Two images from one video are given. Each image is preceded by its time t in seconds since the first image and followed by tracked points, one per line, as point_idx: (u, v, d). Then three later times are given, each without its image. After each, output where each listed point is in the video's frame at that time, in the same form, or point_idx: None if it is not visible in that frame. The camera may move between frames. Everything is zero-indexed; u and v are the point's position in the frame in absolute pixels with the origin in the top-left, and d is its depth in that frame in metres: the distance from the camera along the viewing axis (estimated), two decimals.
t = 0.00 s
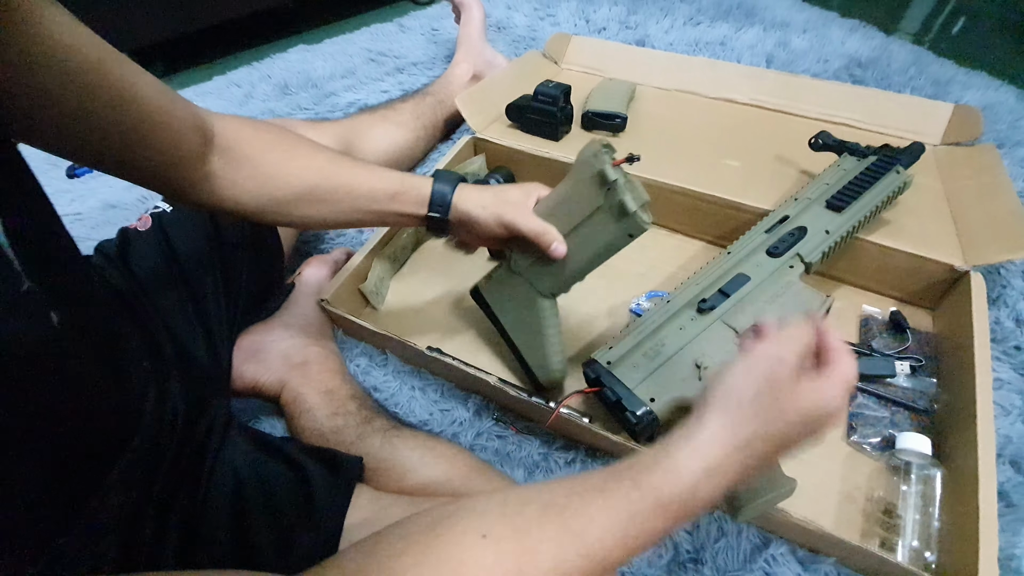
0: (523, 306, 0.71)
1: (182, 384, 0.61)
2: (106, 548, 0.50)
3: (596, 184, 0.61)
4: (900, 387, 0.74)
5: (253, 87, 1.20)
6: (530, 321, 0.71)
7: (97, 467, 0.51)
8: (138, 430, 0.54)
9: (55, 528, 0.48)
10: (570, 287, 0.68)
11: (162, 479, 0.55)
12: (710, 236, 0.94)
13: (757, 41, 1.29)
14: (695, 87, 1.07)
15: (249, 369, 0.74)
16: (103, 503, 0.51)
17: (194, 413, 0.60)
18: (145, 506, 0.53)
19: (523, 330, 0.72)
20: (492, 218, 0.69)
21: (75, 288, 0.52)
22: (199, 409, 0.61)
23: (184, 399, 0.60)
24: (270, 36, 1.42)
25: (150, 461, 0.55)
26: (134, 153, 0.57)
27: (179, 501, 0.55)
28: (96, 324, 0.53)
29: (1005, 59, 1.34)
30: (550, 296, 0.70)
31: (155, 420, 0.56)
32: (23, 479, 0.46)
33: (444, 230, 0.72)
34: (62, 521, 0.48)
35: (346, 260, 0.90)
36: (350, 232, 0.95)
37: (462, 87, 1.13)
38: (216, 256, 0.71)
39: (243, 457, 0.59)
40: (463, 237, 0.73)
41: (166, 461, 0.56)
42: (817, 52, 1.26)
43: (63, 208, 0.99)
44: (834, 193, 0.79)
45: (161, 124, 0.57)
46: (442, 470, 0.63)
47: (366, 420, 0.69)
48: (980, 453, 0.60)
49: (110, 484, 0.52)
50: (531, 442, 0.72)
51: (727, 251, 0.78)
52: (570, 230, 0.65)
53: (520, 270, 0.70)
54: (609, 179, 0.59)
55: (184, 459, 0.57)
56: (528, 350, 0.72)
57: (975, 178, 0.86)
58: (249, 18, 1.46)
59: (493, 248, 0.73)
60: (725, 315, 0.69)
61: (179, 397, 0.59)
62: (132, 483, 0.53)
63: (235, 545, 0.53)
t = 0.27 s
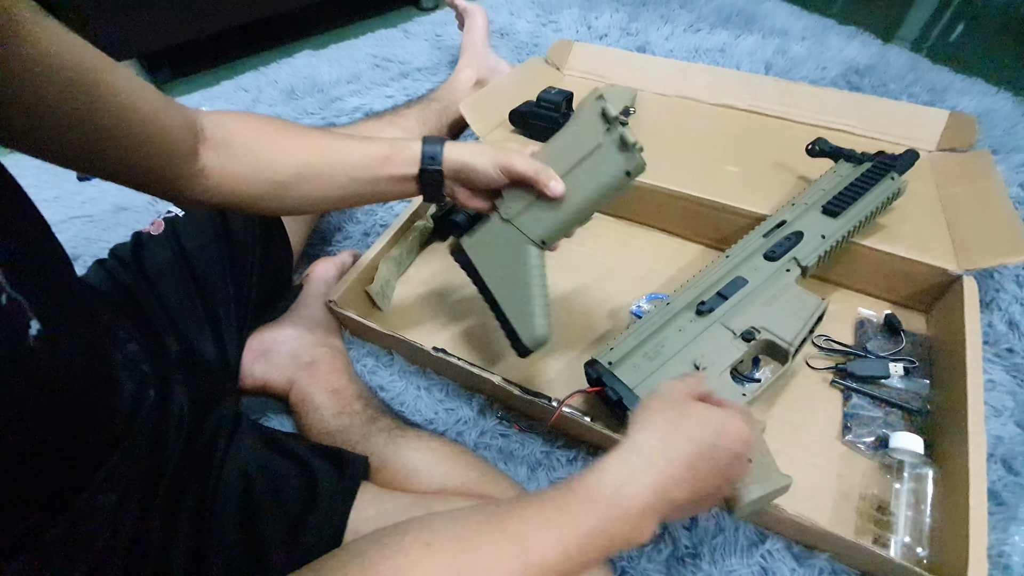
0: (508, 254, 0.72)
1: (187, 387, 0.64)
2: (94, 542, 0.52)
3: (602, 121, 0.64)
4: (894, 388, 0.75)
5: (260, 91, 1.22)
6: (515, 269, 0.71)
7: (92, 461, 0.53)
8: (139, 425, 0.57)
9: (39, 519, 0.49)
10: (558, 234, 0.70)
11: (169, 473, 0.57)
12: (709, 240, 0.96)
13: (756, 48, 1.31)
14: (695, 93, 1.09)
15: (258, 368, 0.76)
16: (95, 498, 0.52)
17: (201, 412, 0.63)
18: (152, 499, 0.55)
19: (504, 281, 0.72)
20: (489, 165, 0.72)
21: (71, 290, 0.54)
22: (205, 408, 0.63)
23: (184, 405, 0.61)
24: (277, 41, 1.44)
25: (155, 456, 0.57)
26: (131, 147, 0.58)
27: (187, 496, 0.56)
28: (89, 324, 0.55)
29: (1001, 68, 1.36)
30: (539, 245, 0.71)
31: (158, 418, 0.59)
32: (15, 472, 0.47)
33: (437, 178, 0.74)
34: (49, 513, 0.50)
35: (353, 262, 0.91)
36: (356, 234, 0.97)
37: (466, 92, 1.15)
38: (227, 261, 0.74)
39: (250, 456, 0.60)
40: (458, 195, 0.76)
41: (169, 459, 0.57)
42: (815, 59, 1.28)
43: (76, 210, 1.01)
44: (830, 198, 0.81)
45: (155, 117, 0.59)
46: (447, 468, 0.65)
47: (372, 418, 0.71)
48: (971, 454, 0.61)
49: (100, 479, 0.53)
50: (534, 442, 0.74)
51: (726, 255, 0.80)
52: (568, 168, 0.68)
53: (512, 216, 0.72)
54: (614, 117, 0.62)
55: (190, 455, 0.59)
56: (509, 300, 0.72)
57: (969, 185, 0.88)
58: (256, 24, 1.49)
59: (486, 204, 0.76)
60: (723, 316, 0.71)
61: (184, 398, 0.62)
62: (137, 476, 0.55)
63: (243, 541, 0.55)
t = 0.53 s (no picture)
0: (433, 300, 0.65)
1: (198, 391, 0.66)
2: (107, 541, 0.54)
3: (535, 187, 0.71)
4: (884, 393, 0.77)
5: (267, 102, 1.25)
6: (438, 316, 0.64)
7: (99, 461, 0.55)
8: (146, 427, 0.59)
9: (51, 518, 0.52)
10: (492, 280, 0.66)
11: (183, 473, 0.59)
12: (705, 248, 0.99)
13: (752, 61, 1.34)
14: (692, 105, 1.11)
15: (268, 373, 0.79)
16: (105, 498, 0.55)
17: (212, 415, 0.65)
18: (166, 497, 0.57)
19: (427, 329, 0.64)
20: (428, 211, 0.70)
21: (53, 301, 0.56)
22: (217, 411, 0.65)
23: (194, 410, 0.63)
24: (284, 52, 1.48)
25: (166, 457, 0.59)
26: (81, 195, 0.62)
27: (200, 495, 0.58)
28: (78, 335, 0.57)
29: (991, 80, 1.39)
30: (471, 290, 0.66)
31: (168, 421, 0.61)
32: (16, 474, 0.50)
33: (372, 225, 0.71)
34: (60, 512, 0.52)
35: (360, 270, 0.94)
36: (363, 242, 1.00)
37: (468, 104, 1.18)
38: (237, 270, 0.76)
39: (260, 458, 0.61)
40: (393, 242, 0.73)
41: (180, 461, 0.60)
42: (810, 71, 1.31)
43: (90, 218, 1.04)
44: (822, 209, 0.84)
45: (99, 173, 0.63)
46: (450, 469, 0.67)
47: (378, 421, 0.73)
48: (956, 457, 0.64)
49: (109, 481, 0.55)
50: (535, 446, 0.76)
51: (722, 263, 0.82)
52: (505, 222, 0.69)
53: (442, 264, 0.67)
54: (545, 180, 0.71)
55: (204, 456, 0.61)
56: (431, 346, 0.63)
57: (959, 196, 0.90)
58: (263, 36, 1.52)
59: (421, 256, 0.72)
60: (719, 323, 0.74)
61: (195, 402, 0.64)
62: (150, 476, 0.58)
63: (254, 540, 0.56)
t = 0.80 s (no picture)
0: (403, 347, 0.70)
1: (214, 388, 0.69)
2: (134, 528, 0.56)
3: (515, 241, 0.72)
4: (874, 392, 0.80)
5: (276, 112, 1.29)
6: (405, 363, 0.69)
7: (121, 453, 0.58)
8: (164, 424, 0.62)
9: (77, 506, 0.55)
10: (461, 329, 0.71)
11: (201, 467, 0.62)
12: (701, 254, 1.02)
13: (746, 73, 1.38)
14: (688, 116, 1.15)
15: (280, 372, 0.82)
16: (127, 488, 0.57)
17: (227, 411, 0.67)
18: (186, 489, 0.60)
19: (394, 373, 0.69)
20: (409, 262, 0.77)
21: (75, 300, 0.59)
22: (232, 407, 0.68)
23: (211, 406, 0.66)
24: (291, 64, 1.51)
25: (184, 452, 0.62)
26: (80, 218, 0.63)
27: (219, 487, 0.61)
28: (101, 333, 0.60)
29: (979, 94, 1.43)
30: (440, 338, 0.71)
31: (183, 417, 0.64)
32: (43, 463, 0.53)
33: (354, 268, 0.78)
34: (85, 502, 0.55)
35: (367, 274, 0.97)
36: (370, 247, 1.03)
37: (471, 114, 1.21)
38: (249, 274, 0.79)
39: (276, 452, 0.64)
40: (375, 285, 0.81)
41: (199, 454, 0.62)
42: (803, 83, 1.35)
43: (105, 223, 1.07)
44: (813, 215, 0.87)
45: (95, 205, 0.64)
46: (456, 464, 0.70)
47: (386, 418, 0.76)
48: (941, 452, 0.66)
49: (132, 471, 0.58)
50: (536, 443, 0.80)
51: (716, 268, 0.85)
52: (482, 274, 0.72)
53: (418, 310, 0.72)
54: (524, 238, 0.71)
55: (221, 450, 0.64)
56: (395, 392, 0.68)
57: (946, 202, 0.93)
58: (273, 48, 1.56)
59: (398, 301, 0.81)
60: (713, 324, 0.77)
61: (213, 399, 0.67)
62: (169, 469, 0.60)
63: (272, 528, 0.59)
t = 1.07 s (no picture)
0: (419, 336, 0.73)
1: (230, 377, 0.72)
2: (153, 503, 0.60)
3: (526, 238, 0.76)
4: (863, 385, 0.83)
5: (284, 120, 1.33)
6: (422, 351, 0.72)
7: (145, 433, 0.61)
8: (184, 408, 0.65)
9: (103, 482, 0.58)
10: (475, 320, 0.74)
11: (218, 449, 0.65)
12: (696, 255, 1.05)
13: (741, 84, 1.42)
14: (684, 125, 1.19)
15: (290, 366, 0.85)
16: (150, 465, 0.61)
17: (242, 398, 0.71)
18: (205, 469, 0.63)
19: (411, 360, 0.71)
20: (425, 253, 0.80)
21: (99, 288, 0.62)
22: (247, 394, 0.71)
23: (226, 393, 0.69)
24: (299, 75, 1.56)
25: (201, 434, 0.65)
26: (105, 203, 0.66)
27: (236, 468, 0.64)
28: (122, 319, 0.63)
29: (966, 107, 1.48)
30: (453, 328, 0.74)
31: (201, 402, 0.67)
32: (74, 439, 0.55)
33: (370, 260, 0.81)
34: (112, 477, 0.58)
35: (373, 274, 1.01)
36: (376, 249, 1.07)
37: (474, 122, 1.25)
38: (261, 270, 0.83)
39: (289, 438, 0.67)
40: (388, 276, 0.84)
41: (216, 437, 0.65)
42: (795, 94, 1.39)
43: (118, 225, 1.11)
44: (804, 216, 0.90)
45: (126, 192, 0.68)
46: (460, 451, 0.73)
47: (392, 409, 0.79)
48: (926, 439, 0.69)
49: (153, 450, 0.61)
50: (537, 434, 0.82)
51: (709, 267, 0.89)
52: (495, 267, 0.76)
53: (432, 301, 0.75)
54: (535, 234, 0.75)
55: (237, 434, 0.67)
56: (412, 378, 0.70)
57: (932, 206, 0.97)
58: (281, 60, 1.61)
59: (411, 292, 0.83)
60: (707, 319, 0.80)
61: (229, 387, 0.70)
62: (188, 449, 0.64)
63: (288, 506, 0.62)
